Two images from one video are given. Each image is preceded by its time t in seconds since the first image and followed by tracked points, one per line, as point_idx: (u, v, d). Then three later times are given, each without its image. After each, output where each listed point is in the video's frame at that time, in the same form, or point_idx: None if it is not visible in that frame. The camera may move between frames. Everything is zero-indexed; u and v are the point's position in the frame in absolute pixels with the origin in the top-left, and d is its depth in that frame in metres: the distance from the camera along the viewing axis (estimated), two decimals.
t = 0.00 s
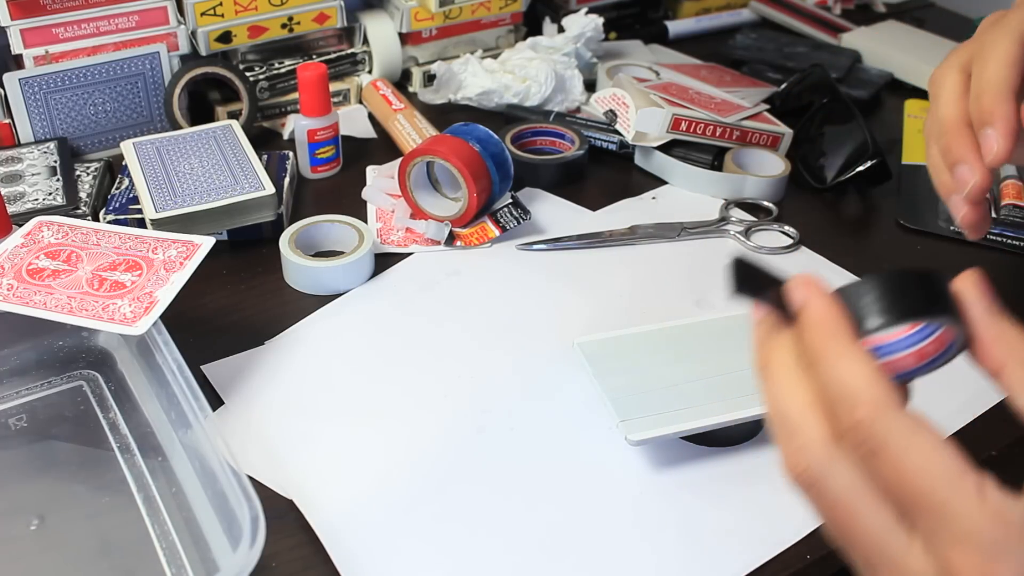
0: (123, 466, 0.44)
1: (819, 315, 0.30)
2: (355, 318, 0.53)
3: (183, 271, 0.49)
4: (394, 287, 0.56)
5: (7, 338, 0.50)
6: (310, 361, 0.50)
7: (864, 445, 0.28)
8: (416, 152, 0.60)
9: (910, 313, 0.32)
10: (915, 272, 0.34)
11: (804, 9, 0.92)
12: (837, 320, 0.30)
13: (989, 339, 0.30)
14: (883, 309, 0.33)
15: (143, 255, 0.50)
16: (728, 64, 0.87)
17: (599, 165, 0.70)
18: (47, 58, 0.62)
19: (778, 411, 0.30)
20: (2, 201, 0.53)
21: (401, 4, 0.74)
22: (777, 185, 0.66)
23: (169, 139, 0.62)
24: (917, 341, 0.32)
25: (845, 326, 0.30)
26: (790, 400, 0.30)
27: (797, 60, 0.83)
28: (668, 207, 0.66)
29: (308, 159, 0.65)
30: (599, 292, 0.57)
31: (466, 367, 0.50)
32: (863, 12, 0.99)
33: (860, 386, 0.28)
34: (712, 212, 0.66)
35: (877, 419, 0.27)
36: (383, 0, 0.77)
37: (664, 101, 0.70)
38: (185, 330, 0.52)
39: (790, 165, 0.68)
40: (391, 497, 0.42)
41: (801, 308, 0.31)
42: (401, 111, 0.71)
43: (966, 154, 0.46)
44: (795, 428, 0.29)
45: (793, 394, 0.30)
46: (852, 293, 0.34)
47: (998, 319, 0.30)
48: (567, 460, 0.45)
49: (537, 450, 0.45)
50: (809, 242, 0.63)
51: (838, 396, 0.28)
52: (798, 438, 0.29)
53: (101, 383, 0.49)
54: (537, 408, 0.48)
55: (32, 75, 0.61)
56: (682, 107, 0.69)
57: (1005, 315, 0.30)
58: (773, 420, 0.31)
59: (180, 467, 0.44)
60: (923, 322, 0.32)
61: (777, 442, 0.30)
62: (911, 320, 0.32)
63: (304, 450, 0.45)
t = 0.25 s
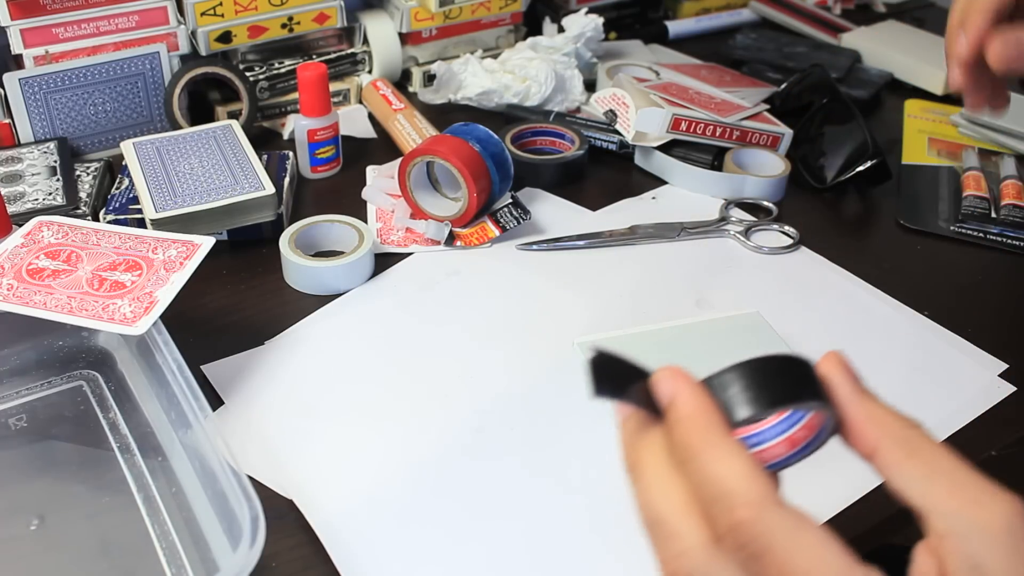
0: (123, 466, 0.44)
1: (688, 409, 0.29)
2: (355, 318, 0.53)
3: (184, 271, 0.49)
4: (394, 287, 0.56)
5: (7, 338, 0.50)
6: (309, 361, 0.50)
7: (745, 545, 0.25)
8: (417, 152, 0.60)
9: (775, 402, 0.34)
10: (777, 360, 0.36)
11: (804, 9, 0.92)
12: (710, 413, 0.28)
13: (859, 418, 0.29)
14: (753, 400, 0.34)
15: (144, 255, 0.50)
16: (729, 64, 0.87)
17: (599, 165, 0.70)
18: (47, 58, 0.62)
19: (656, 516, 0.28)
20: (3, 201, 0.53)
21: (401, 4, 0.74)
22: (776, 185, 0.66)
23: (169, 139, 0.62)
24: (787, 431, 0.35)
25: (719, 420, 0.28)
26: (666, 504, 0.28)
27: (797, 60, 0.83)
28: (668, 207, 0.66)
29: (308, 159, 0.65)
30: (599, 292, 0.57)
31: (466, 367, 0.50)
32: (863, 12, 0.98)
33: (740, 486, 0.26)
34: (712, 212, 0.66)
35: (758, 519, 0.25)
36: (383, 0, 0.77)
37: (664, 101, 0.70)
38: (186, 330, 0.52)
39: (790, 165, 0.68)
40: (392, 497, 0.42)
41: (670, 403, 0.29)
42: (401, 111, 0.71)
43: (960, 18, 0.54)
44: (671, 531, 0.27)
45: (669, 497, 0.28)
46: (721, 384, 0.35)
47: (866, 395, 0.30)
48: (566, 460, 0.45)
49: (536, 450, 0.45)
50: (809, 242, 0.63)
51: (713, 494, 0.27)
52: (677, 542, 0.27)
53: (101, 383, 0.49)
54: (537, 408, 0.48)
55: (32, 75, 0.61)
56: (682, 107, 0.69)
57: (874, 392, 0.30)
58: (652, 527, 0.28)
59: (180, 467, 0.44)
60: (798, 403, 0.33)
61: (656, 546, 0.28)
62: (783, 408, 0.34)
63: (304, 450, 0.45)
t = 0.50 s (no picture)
0: (123, 466, 0.44)
1: (628, 373, 0.29)
2: (355, 318, 0.53)
3: (184, 271, 0.49)
4: (394, 287, 0.56)
5: (7, 338, 0.50)
6: (309, 361, 0.50)
7: (681, 508, 0.28)
8: (417, 152, 0.60)
9: (715, 372, 0.32)
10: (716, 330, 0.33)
11: (804, 9, 0.92)
12: (650, 381, 0.29)
13: (802, 395, 0.31)
14: (692, 370, 0.32)
15: (144, 255, 0.50)
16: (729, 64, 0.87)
17: (599, 165, 0.70)
18: (47, 58, 0.62)
19: (590, 480, 0.29)
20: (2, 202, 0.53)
21: (401, 4, 0.74)
22: (777, 185, 0.66)
23: (169, 139, 0.62)
24: (727, 405, 0.44)
25: (656, 385, 0.29)
26: (599, 470, 0.29)
27: (797, 60, 0.83)
28: (668, 207, 0.66)
29: (308, 159, 0.65)
30: (599, 292, 0.57)
31: (466, 367, 0.50)
32: (863, 12, 0.99)
33: (675, 447, 0.28)
34: (712, 211, 0.66)
35: (695, 480, 0.27)
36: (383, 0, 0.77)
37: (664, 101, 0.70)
38: (186, 330, 0.52)
39: (790, 165, 0.68)
40: (392, 497, 0.42)
41: (609, 366, 0.30)
42: (401, 111, 0.71)
43: None
44: (603, 495, 0.29)
45: (603, 462, 0.29)
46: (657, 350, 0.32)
47: (806, 373, 0.32)
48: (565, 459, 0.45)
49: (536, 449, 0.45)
50: (809, 242, 0.63)
51: (651, 454, 0.28)
52: (612, 504, 0.28)
53: (101, 383, 0.49)
54: (536, 408, 0.48)
55: (32, 75, 0.61)
56: (681, 107, 0.69)
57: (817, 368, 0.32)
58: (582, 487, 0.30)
59: (180, 467, 0.44)
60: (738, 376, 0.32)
61: (588, 509, 0.29)
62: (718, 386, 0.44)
63: (303, 450, 0.45)
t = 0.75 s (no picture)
0: (123, 465, 0.44)
1: (625, 372, 0.31)
2: (355, 318, 0.53)
3: (183, 271, 0.49)
4: (394, 287, 0.56)
5: (7, 338, 0.50)
6: (309, 361, 0.50)
7: (675, 500, 0.29)
8: (417, 152, 0.60)
9: (719, 371, 0.33)
10: (720, 332, 0.34)
11: (804, 10, 0.92)
12: (645, 378, 0.31)
13: (802, 390, 0.33)
14: (698, 371, 0.33)
15: (143, 255, 0.50)
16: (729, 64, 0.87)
17: (599, 165, 0.70)
18: (47, 58, 0.62)
19: (586, 475, 0.31)
20: (2, 201, 0.53)
21: (401, 4, 0.74)
22: (777, 185, 0.66)
23: (169, 139, 0.62)
24: (735, 403, 0.44)
25: (652, 382, 0.31)
26: (597, 464, 0.31)
27: (797, 60, 0.83)
28: (668, 207, 0.66)
29: (308, 159, 0.65)
30: (599, 292, 0.57)
31: (467, 367, 0.50)
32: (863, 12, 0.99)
33: (669, 441, 0.29)
34: (712, 211, 0.66)
35: (688, 472, 0.29)
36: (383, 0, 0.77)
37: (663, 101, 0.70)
38: (186, 330, 0.52)
39: (790, 165, 0.68)
40: (392, 497, 0.42)
41: (607, 364, 0.32)
42: (401, 111, 0.71)
43: None
44: (601, 490, 0.30)
45: (601, 457, 0.31)
46: (665, 352, 0.34)
47: (809, 370, 0.34)
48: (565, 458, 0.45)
49: (535, 449, 0.45)
50: (809, 242, 0.63)
51: (647, 448, 0.30)
52: (605, 501, 0.30)
53: (101, 383, 0.49)
54: (536, 408, 0.48)
55: (32, 75, 0.61)
56: (681, 107, 0.69)
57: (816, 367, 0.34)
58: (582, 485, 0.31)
59: (180, 467, 0.44)
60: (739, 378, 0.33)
61: (585, 504, 0.31)
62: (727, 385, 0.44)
63: (304, 450, 0.45)
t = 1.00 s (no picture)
0: (123, 465, 0.44)
1: (628, 377, 0.31)
2: (354, 318, 0.53)
3: (183, 271, 0.49)
4: (394, 287, 0.56)
5: (7, 338, 0.50)
6: (309, 362, 0.50)
7: (672, 505, 0.29)
8: (417, 152, 0.60)
9: (727, 382, 0.32)
10: (728, 342, 0.34)
11: (804, 9, 0.92)
12: (647, 383, 0.31)
13: (808, 396, 0.33)
14: (705, 381, 0.33)
15: (143, 255, 0.50)
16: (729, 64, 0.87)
17: (599, 165, 0.70)
18: (47, 58, 0.62)
19: (583, 483, 0.31)
20: (2, 201, 0.53)
21: (401, 4, 0.74)
22: (777, 185, 0.66)
23: (169, 139, 0.62)
24: (744, 411, 0.45)
25: (654, 387, 0.31)
26: (595, 471, 0.31)
27: (797, 60, 0.83)
28: (668, 207, 0.66)
29: (308, 159, 0.65)
30: (599, 292, 0.57)
31: (467, 367, 0.50)
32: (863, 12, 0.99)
33: (667, 446, 0.29)
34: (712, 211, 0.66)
35: (686, 477, 0.29)
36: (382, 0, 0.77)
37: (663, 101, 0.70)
38: (186, 330, 0.52)
39: (790, 165, 0.68)
40: (392, 497, 0.42)
41: (611, 369, 0.32)
42: (401, 111, 0.71)
43: None
44: (597, 497, 0.30)
45: (599, 464, 0.31)
46: (673, 363, 0.34)
47: (816, 376, 0.34)
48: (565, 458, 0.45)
49: (535, 449, 0.45)
50: (809, 242, 0.63)
51: (645, 452, 0.30)
52: (600, 509, 0.30)
53: (101, 383, 0.49)
54: (535, 408, 0.48)
55: (32, 75, 0.61)
56: (681, 107, 0.69)
57: (821, 374, 0.34)
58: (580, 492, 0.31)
59: (180, 467, 0.44)
60: (744, 388, 0.33)
61: (582, 512, 0.31)
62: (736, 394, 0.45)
63: (304, 450, 0.45)
